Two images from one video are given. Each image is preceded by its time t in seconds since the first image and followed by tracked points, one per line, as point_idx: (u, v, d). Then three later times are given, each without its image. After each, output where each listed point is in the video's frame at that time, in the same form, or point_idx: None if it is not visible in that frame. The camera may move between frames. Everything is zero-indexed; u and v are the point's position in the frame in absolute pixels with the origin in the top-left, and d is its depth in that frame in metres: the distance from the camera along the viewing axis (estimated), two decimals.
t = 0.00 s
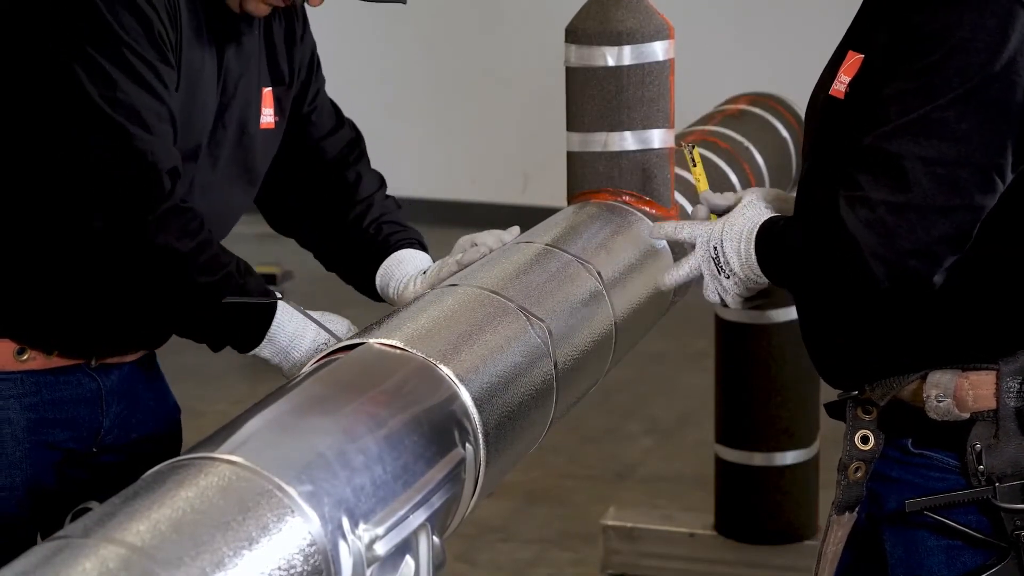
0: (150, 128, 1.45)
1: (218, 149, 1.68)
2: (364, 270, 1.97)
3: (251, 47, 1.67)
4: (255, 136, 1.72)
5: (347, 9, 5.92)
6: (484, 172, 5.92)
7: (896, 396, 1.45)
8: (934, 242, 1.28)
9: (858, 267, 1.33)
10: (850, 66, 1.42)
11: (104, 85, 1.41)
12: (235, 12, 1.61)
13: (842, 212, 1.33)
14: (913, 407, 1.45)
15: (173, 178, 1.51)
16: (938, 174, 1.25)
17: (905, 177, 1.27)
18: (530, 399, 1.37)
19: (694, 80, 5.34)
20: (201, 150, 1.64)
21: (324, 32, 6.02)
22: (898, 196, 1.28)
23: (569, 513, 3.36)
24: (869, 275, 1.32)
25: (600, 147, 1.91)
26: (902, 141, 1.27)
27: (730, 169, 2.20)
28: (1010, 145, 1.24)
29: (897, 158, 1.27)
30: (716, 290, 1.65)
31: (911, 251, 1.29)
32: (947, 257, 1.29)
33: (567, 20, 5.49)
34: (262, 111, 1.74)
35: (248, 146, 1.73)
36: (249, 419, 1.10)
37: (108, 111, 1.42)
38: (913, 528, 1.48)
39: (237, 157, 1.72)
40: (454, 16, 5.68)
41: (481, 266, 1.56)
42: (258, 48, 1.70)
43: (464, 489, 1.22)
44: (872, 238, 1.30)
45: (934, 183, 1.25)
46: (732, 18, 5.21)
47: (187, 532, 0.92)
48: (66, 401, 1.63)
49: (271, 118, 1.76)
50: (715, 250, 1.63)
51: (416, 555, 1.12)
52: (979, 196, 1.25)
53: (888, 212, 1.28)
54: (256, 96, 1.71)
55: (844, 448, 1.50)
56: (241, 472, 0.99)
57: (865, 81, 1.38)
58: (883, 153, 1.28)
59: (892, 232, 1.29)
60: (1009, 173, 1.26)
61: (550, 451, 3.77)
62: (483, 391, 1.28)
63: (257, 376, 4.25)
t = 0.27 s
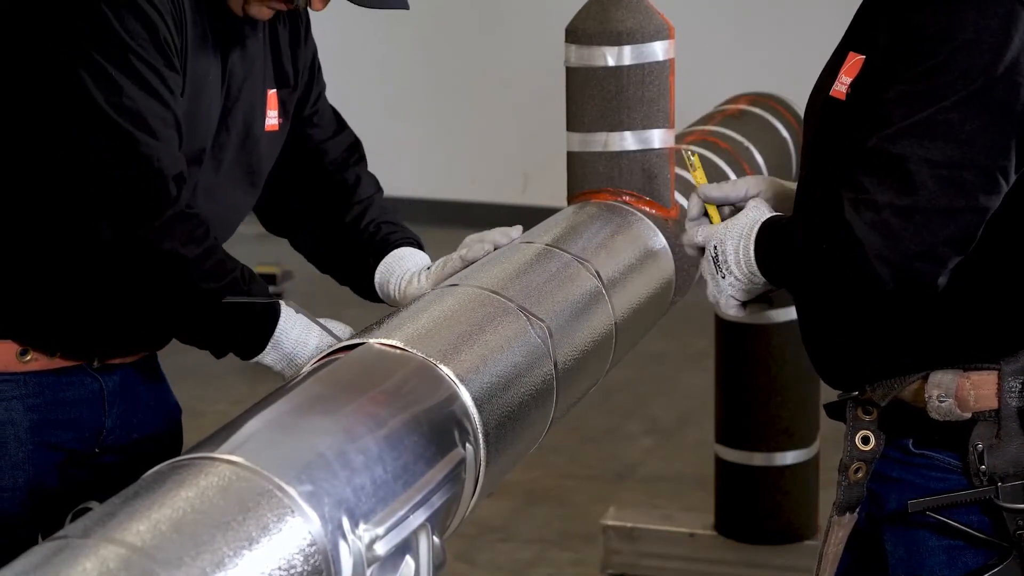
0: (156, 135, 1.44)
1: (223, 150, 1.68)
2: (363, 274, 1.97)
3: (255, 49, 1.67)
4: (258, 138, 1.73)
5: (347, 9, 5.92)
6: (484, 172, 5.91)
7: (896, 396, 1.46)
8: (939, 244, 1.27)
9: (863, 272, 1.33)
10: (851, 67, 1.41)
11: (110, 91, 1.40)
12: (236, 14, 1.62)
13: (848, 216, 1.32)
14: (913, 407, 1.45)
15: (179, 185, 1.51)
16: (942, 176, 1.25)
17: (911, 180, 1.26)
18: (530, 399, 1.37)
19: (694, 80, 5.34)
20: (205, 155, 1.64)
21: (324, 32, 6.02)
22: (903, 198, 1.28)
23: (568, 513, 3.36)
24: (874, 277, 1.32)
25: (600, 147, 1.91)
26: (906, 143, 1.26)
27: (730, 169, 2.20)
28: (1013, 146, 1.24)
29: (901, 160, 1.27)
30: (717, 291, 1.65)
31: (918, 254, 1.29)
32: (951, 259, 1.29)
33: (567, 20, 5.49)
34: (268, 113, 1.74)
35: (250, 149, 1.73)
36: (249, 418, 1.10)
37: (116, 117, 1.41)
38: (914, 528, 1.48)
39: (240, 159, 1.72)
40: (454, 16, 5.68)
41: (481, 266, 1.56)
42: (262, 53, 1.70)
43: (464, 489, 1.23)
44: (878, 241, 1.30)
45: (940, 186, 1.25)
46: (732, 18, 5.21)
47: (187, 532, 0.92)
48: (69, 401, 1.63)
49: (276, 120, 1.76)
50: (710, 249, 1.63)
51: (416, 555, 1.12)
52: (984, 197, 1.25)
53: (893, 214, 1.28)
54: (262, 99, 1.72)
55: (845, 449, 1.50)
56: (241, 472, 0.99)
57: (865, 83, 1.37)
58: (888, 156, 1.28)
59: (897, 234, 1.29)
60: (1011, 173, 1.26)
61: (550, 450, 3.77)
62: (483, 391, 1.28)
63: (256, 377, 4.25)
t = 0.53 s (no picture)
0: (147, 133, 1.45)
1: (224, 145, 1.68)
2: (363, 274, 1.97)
3: (250, 41, 1.67)
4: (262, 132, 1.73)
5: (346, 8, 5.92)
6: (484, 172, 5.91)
7: (895, 396, 1.46)
8: (934, 246, 1.28)
9: (858, 272, 1.33)
10: (852, 68, 1.41)
11: (99, 86, 1.40)
12: (233, 10, 1.61)
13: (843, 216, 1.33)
14: (911, 407, 1.45)
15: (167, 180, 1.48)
16: (938, 178, 1.25)
17: (906, 182, 1.27)
18: (530, 399, 1.37)
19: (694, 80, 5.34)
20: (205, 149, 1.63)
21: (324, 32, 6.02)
22: (899, 200, 1.28)
23: (568, 513, 3.36)
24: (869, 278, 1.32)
25: (601, 147, 1.90)
26: (902, 145, 1.26)
27: (730, 169, 2.20)
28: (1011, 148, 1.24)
29: (897, 161, 1.27)
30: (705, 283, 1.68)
31: (913, 255, 1.29)
32: (947, 261, 1.29)
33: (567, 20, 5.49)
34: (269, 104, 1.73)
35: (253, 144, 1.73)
36: (249, 419, 1.10)
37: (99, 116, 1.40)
38: (912, 527, 1.48)
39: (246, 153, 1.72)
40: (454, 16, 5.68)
41: (482, 266, 1.56)
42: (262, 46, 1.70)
43: (464, 489, 1.22)
44: (873, 242, 1.30)
45: (935, 188, 1.25)
46: (732, 18, 5.21)
47: (188, 532, 0.92)
48: (72, 402, 1.63)
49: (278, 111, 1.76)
50: (705, 238, 1.66)
51: (416, 555, 1.12)
52: (980, 200, 1.25)
53: (888, 216, 1.28)
54: (262, 89, 1.71)
55: (844, 447, 1.50)
56: (241, 472, 0.99)
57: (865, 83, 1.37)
58: (884, 157, 1.28)
59: (893, 236, 1.29)
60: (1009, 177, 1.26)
61: (551, 450, 3.77)
62: (483, 392, 1.28)
63: (257, 377, 4.25)
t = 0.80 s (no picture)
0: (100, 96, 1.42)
1: (195, 118, 1.64)
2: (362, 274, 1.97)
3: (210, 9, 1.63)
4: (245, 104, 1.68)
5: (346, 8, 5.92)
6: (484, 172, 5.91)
7: (897, 396, 1.46)
8: (930, 244, 1.27)
9: (852, 264, 1.34)
10: (855, 69, 1.40)
11: (48, 53, 1.39)
12: None
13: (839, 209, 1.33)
14: (914, 407, 1.45)
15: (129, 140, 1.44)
16: (936, 176, 1.25)
17: (904, 179, 1.27)
18: (530, 399, 1.37)
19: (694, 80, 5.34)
20: (165, 118, 1.59)
21: (324, 32, 6.02)
22: (897, 197, 1.28)
23: (568, 513, 3.36)
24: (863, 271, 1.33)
25: (601, 147, 1.91)
26: (901, 143, 1.27)
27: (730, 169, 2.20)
28: (1012, 149, 1.23)
29: (895, 159, 1.27)
30: (699, 254, 1.66)
31: (907, 251, 1.29)
32: (944, 260, 1.29)
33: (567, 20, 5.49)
34: (243, 77, 1.68)
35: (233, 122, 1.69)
36: (250, 419, 1.10)
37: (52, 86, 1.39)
38: (915, 527, 1.48)
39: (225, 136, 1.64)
40: (454, 16, 5.69)
41: (482, 265, 1.56)
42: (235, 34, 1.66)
43: (464, 489, 1.22)
44: (869, 238, 1.30)
45: (932, 186, 1.25)
46: (732, 18, 5.21)
47: (188, 532, 0.92)
48: (62, 404, 1.62)
49: (257, 83, 1.71)
50: (713, 220, 1.63)
51: (416, 556, 1.12)
52: (978, 199, 1.25)
53: (885, 211, 1.28)
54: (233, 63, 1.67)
55: (846, 447, 1.50)
56: (242, 472, 0.99)
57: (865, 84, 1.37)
58: (884, 154, 1.28)
59: (889, 232, 1.29)
60: (1011, 180, 1.25)
61: (550, 450, 3.77)
62: (483, 392, 1.28)
63: (257, 376, 4.24)
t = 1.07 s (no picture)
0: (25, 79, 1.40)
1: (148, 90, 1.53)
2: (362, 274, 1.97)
3: None
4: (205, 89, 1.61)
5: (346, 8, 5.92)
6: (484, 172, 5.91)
7: (897, 395, 1.46)
8: (937, 247, 1.27)
9: (860, 270, 1.33)
10: (855, 71, 1.39)
11: None
12: None
13: (842, 213, 1.34)
14: (914, 406, 1.45)
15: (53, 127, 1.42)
16: (943, 180, 1.25)
17: (911, 184, 1.27)
18: (530, 398, 1.37)
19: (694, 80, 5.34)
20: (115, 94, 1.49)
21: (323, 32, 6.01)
22: (905, 203, 1.28)
23: (567, 513, 3.36)
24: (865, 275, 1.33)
25: (601, 148, 1.91)
26: (907, 147, 1.27)
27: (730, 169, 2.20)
28: (1013, 150, 1.24)
29: (901, 163, 1.27)
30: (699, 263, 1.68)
31: (916, 256, 1.29)
32: (952, 264, 1.29)
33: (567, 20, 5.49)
34: (197, 46, 1.60)
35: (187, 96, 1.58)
36: (249, 419, 1.10)
37: None
38: (915, 527, 1.48)
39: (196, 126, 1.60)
40: (454, 16, 5.68)
41: (482, 265, 1.56)
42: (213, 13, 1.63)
43: (464, 489, 1.23)
44: (876, 243, 1.30)
45: (940, 191, 1.25)
46: (732, 18, 5.21)
47: (188, 532, 0.92)
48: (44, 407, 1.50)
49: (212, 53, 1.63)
50: (707, 228, 1.65)
51: (416, 555, 1.12)
52: (984, 201, 1.25)
53: (894, 217, 1.29)
54: (183, 33, 1.58)
55: (846, 446, 1.50)
56: (241, 472, 0.99)
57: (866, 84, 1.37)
58: (889, 159, 1.28)
59: (897, 237, 1.29)
60: (1015, 178, 1.25)
61: (550, 450, 3.77)
62: (483, 392, 1.28)
63: (257, 376, 4.24)
